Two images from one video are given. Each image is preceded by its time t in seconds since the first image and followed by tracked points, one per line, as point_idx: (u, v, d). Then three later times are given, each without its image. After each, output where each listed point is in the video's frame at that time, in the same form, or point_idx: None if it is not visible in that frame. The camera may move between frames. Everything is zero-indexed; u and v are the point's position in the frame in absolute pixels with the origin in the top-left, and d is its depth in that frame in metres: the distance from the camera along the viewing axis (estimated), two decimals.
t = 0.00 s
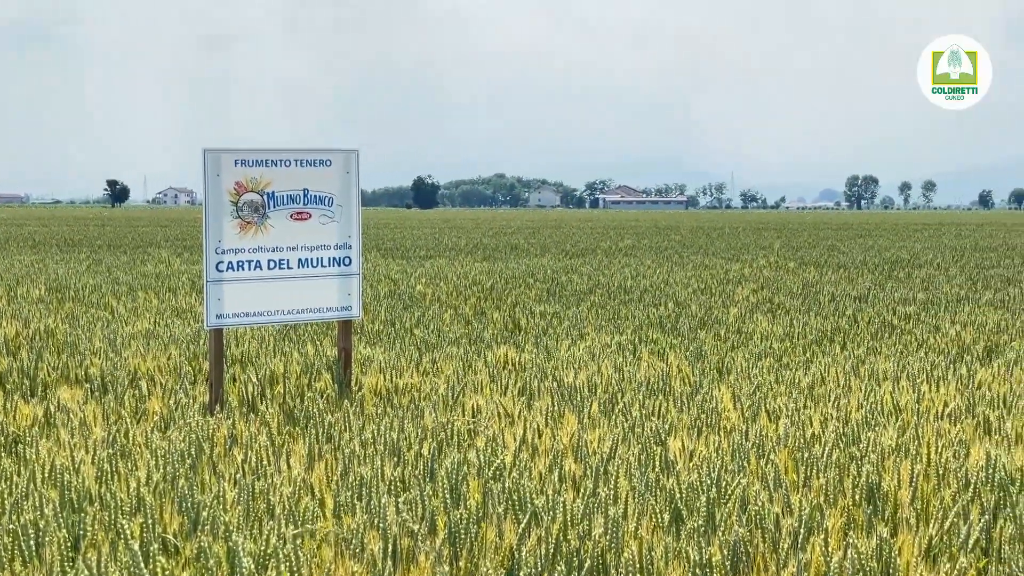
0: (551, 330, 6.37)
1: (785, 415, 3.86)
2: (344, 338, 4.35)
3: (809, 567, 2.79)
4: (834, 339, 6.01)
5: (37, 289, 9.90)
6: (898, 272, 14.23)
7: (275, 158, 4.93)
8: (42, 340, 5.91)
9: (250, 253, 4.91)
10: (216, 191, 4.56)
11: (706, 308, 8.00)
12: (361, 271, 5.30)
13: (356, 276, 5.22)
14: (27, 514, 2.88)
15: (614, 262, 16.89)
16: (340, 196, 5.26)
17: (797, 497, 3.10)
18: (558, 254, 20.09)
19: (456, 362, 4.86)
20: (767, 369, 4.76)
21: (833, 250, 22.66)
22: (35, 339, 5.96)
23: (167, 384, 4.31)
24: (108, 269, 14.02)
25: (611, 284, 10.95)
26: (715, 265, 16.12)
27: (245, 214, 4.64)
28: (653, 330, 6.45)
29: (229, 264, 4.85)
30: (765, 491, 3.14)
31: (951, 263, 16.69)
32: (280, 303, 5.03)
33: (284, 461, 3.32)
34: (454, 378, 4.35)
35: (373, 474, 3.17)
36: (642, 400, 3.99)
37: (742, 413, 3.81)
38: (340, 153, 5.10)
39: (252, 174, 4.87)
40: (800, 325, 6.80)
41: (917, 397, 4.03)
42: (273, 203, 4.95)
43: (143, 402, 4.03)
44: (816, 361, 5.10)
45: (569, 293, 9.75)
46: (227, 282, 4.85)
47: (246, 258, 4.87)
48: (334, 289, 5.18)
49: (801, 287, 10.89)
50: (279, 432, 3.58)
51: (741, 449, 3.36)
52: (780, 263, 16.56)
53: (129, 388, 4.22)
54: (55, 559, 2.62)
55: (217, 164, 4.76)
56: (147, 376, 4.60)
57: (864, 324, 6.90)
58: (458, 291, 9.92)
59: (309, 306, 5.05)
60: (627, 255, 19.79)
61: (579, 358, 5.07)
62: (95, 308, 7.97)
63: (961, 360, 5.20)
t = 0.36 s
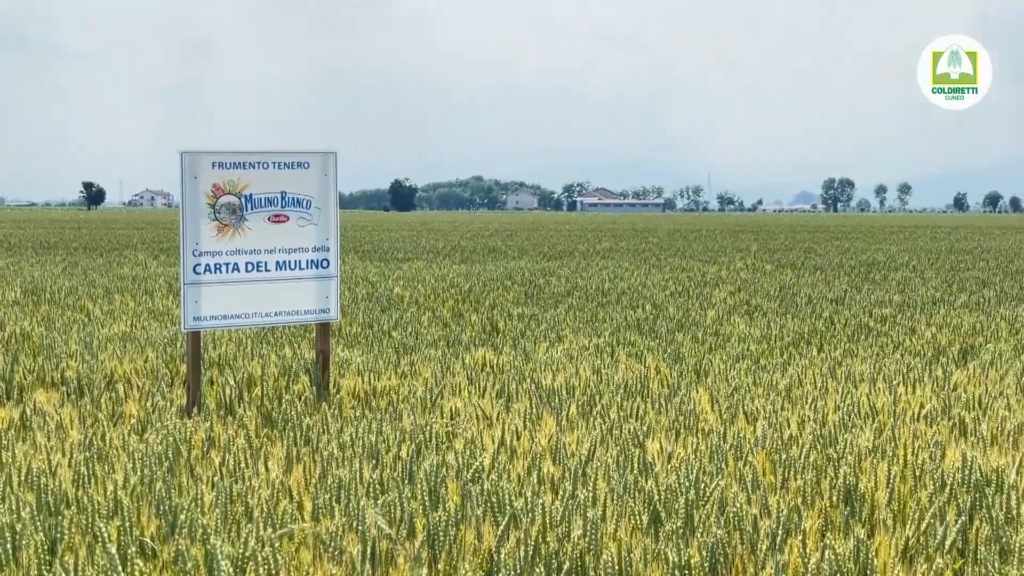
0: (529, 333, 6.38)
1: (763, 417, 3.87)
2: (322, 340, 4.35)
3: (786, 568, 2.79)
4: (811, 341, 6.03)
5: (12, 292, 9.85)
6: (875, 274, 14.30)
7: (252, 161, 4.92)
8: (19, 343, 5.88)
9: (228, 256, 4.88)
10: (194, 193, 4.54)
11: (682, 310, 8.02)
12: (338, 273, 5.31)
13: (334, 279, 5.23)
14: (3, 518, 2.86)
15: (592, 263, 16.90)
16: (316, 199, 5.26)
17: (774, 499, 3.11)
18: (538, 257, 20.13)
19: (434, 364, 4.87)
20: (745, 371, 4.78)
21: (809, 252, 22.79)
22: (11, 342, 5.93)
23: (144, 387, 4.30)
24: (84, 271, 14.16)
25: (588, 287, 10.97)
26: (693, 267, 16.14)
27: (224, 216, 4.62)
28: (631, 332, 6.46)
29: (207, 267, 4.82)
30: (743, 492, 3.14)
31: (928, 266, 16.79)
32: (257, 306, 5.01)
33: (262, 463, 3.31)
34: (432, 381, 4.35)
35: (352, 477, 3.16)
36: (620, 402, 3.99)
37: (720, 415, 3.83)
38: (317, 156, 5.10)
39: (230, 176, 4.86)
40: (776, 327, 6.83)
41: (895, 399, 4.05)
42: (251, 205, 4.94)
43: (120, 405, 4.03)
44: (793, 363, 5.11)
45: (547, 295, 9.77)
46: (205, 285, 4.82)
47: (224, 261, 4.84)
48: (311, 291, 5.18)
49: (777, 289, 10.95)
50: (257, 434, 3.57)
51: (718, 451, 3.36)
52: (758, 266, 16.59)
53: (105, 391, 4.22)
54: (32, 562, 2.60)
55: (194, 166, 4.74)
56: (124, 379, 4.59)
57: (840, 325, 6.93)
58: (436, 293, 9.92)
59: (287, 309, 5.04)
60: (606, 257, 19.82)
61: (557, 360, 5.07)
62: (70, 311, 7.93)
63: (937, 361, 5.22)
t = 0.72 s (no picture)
0: (503, 335, 6.38)
1: (737, 419, 3.88)
2: (296, 343, 4.34)
3: (762, 570, 2.78)
4: (785, 343, 6.05)
5: None
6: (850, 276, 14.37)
7: (226, 163, 4.90)
8: None
9: (202, 258, 4.87)
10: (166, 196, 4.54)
11: (656, 312, 8.05)
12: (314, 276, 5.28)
13: (309, 281, 5.20)
14: None
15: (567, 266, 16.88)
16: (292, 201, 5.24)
17: (749, 501, 3.10)
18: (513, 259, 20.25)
19: (409, 367, 4.87)
20: (719, 373, 4.79)
21: (781, 254, 22.91)
22: None
23: (117, 390, 4.29)
24: (58, 271, 14.83)
25: (563, 289, 10.99)
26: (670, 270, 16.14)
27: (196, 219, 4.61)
28: (606, 334, 6.48)
29: (180, 269, 4.81)
30: (718, 494, 3.14)
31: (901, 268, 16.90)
32: (231, 309, 4.99)
33: (237, 466, 3.29)
34: (407, 384, 4.35)
35: (326, 479, 3.15)
36: (594, 404, 4.00)
37: (695, 417, 3.84)
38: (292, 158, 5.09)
39: (204, 179, 4.85)
40: (751, 329, 6.86)
41: (869, 401, 4.07)
42: (225, 208, 4.92)
43: (94, 408, 4.01)
44: (767, 365, 5.13)
45: (522, 297, 9.78)
46: (178, 287, 4.81)
47: (197, 263, 4.83)
48: (285, 294, 5.14)
49: (751, 291, 11.00)
50: (231, 437, 3.57)
51: (694, 453, 3.36)
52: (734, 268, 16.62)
53: (78, 394, 4.21)
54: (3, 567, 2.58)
55: (168, 169, 4.73)
56: (97, 382, 4.58)
57: (814, 327, 6.96)
58: (410, 296, 9.92)
59: (260, 312, 5.02)
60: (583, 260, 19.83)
61: (532, 362, 5.08)
62: (44, 314, 7.89)
63: (909, 363, 5.25)
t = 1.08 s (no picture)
0: (475, 337, 6.40)
1: (708, 420, 3.90)
2: (267, 346, 4.33)
3: (732, 572, 2.78)
4: (756, 345, 6.08)
5: None
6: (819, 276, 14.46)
7: (197, 165, 4.88)
8: None
9: (172, 261, 4.85)
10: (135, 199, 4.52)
11: (629, 314, 8.08)
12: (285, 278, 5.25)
13: (280, 284, 5.17)
14: None
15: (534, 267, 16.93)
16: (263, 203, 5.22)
17: (720, 502, 3.10)
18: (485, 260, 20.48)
19: (381, 369, 4.87)
20: (691, 374, 4.81)
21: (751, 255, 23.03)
22: None
23: (87, 394, 4.28)
24: (26, 271, 15.55)
25: (535, 291, 11.02)
26: (643, 271, 16.18)
27: (166, 221, 4.59)
28: (578, 336, 6.50)
29: (150, 272, 4.79)
30: (689, 495, 3.14)
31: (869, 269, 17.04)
32: (202, 312, 4.97)
33: (207, 470, 3.28)
34: (379, 387, 4.35)
35: (297, 482, 3.14)
36: (566, 407, 4.01)
37: (667, 418, 3.85)
38: (264, 160, 5.06)
39: (174, 181, 4.83)
40: (723, 330, 6.89)
41: (839, 402, 4.10)
42: (196, 210, 4.90)
43: (63, 412, 3.99)
44: (738, 367, 5.16)
45: (495, 299, 9.79)
46: (148, 290, 4.80)
47: (167, 266, 4.81)
48: (256, 297, 5.11)
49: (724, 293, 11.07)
50: (202, 440, 3.56)
51: (665, 455, 3.37)
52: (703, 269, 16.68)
53: (46, 398, 4.20)
54: None
55: (137, 171, 4.71)
56: (66, 385, 4.56)
57: (785, 329, 7.00)
58: (384, 298, 9.91)
59: (231, 315, 5.00)
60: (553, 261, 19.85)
61: (504, 365, 5.10)
62: (13, 317, 7.83)
63: (879, 365, 5.28)
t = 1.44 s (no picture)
0: (446, 339, 6.41)
1: (678, 421, 3.91)
2: (237, 348, 4.31)
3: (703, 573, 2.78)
4: (726, 346, 6.11)
5: None
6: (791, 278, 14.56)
7: (166, 167, 4.85)
8: None
9: (141, 264, 4.83)
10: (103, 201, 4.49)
11: (600, 316, 8.11)
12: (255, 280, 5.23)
13: (250, 286, 5.15)
14: None
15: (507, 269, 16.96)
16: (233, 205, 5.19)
17: (691, 503, 3.10)
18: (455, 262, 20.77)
19: (352, 372, 4.87)
20: (662, 375, 4.83)
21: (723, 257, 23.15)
22: None
23: (55, 397, 4.26)
24: None
25: (506, 293, 11.04)
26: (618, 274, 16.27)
27: (134, 223, 4.57)
28: (549, 337, 6.52)
29: (119, 274, 4.77)
30: (660, 497, 3.14)
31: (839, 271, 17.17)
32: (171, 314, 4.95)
33: (176, 473, 3.27)
34: (350, 389, 4.34)
35: (267, 485, 3.12)
36: (537, 408, 4.01)
37: (637, 420, 3.86)
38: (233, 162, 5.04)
39: (142, 183, 4.80)
40: (694, 331, 6.92)
41: (809, 402, 4.12)
42: (165, 213, 4.88)
43: (30, 415, 3.97)
44: (709, 368, 5.18)
45: (465, 301, 9.80)
46: (117, 293, 4.77)
47: (136, 268, 4.79)
48: (226, 299, 5.09)
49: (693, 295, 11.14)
50: (171, 443, 3.54)
51: (635, 456, 3.37)
52: (676, 271, 16.74)
53: (13, 402, 4.18)
54: None
55: (105, 173, 4.69)
56: (35, 389, 4.53)
57: (755, 330, 7.05)
58: (355, 301, 9.91)
59: (201, 317, 4.97)
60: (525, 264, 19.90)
61: (475, 366, 5.11)
62: None
63: (849, 366, 5.32)
